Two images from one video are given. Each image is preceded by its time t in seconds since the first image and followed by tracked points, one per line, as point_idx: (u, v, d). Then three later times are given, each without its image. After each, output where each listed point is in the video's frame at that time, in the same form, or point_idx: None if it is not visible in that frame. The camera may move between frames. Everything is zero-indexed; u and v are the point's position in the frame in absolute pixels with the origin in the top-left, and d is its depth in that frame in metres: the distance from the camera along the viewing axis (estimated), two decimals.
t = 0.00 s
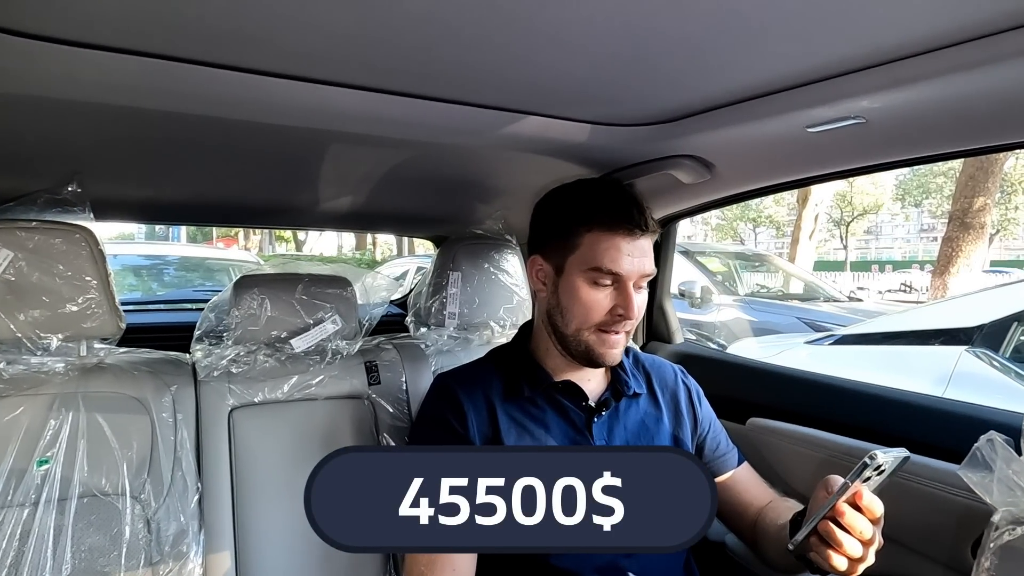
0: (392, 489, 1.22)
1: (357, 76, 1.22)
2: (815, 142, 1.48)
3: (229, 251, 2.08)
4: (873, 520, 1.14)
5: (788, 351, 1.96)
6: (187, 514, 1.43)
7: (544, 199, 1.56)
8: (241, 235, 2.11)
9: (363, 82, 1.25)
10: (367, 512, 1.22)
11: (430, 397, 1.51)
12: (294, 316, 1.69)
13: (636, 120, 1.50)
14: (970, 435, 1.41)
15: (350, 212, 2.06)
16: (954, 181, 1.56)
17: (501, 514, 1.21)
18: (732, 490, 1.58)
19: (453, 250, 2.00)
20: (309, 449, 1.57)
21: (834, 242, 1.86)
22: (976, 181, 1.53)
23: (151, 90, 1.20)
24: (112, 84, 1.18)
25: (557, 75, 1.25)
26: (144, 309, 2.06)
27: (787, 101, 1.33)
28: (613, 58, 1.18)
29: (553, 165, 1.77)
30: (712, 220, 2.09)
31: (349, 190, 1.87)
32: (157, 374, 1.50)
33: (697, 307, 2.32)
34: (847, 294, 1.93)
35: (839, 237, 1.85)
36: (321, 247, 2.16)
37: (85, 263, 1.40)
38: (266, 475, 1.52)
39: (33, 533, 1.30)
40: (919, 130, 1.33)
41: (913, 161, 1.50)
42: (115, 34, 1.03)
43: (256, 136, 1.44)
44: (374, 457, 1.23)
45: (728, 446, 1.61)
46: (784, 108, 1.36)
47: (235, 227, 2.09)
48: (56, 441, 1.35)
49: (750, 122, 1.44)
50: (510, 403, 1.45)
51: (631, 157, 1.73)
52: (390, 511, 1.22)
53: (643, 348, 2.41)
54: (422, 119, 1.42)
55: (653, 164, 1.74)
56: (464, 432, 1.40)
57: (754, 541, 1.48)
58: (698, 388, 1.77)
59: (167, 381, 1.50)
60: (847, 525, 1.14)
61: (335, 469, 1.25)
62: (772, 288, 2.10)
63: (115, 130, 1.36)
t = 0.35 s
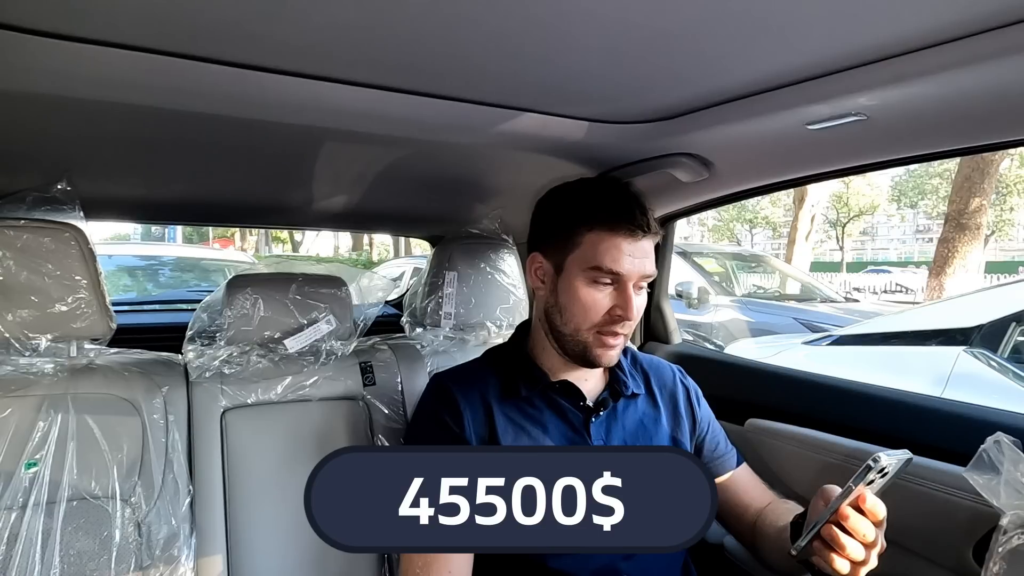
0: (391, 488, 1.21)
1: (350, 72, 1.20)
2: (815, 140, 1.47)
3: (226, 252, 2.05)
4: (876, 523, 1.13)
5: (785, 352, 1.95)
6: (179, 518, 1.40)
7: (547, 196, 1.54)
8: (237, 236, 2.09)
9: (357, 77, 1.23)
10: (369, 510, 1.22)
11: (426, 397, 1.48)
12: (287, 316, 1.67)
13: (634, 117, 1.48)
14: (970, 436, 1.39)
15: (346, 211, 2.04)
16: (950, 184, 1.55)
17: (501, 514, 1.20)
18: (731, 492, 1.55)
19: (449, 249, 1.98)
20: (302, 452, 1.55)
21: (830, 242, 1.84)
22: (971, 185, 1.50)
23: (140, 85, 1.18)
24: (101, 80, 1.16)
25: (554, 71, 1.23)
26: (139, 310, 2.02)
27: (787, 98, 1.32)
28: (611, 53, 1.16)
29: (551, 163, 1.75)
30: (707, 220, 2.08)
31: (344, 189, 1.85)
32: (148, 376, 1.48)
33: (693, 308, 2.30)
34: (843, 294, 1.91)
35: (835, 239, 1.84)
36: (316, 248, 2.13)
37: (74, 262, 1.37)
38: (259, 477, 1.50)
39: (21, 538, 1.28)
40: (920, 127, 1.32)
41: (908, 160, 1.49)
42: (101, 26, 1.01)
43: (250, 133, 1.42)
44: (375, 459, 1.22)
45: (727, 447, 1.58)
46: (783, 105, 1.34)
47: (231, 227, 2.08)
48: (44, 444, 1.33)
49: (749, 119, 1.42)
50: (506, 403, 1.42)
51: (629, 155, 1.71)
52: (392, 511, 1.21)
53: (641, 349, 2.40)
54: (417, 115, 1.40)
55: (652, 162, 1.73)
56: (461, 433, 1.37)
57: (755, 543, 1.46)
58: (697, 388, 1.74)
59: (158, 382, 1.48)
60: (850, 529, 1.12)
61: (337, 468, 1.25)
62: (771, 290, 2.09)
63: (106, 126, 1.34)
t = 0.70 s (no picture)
0: (391, 488, 1.20)
1: (350, 71, 1.19)
2: (818, 141, 1.45)
3: (223, 253, 2.08)
4: (880, 526, 1.11)
5: (785, 352, 1.94)
6: (177, 522, 1.39)
7: (535, 202, 1.54)
8: (233, 236, 2.08)
9: (357, 77, 1.21)
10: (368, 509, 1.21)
11: (427, 400, 1.46)
12: (287, 318, 1.65)
13: (637, 118, 1.47)
14: (974, 439, 1.39)
15: (345, 212, 2.03)
16: (948, 186, 1.57)
17: (501, 515, 1.19)
18: (734, 495, 1.54)
19: (450, 250, 1.97)
20: (302, 455, 1.54)
21: (827, 242, 1.80)
22: (968, 187, 1.54)
23: (138, 86, 1.17)
24: (98, 80, 1.14)
25: (556, 71, 1.21)
26: (136, 311, 2.01)
27: (791, 99, 1.30)
28: (614, 53, 1.15)
29: (552, 164, 1.74)
30: (705, 221, 2.08)
31: (344, 190, 1.84)
32: (147, 378, 1.46)
33: (691, 308, 2.29)
34: (841, 295, 1.90)
35: (831, 238, 1.79)
36: (315, 248, 2.12)
37: (71, 265, 1.36)
38: (257, 481, 1.48)
39: (17, 544, 1.26)
40: (924, 128, 1.30)
41: (908, 163, 1.49)
42: (96, 25, 0.99)
43: (249, 134, 1.41)
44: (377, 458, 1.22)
45: (730, 450, 1.57)
46: (787, 106, 1.33)
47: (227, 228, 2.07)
48: (41, 448, 1.31)
49: (752, 120, 1.41)
50: (508, 406, 1.40)
51: (631, 156, 1.70)
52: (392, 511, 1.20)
53: (642, 350, 2.39)
54: (417, 116, 1.39)
55: (654, 163, 1.72)
56: (461, 436, 1.36)
57: (757, 546, 1.45)
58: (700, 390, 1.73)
59: (156, 385, 1.46)
60: (854, 531, 1.11)
61: (337, 469, 1.24)
62: (769, 291, 2.06)
63: (103, 127, 1.33)
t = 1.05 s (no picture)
0: (391, 488, 1.19)
1: (347, 73, 1.19)
2: (816, 144, 1.45)
3: (217, 253, 2.07)
4: (879, 531, 1.12)
5: (782, 354, 1.94)
6: (174, 525, 1.39)
7: (514, 212, 1.55)
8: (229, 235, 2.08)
9: (354, 79, 1.21)
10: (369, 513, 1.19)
11: (424, 403, 1.45)
12: (285, 320, 1.64)
13: (634, 119, 1.46)
14: (971, 442, 1.39)
15: (343, 213, 2.02)
16: (943, 185, 1.56)
17: (501, 516, 1.18)
18: (732, 496, 1.54)
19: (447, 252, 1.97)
20: (300, 457, 1.53)
21: (822, 244, 1.81)
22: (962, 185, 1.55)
23: (134, 88, 1.17)
24: (94, 82, 1.14)
25: (553, 73, 1.21)
26: (131, 313, 2.00)
27: (788, 102, 1.30)
28: (611, 55, 1.14)
29: (550, 166, 1.74)
30: (702, 222, 2.08)
31: (341, 192, 1.84)
32: (143, 381, 1.45)
33: (688, 309, 2.29)
34: (837, 295, 1.92)
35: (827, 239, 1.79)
36: (312, 250, 2.14)
37: (68, 267, 1.35)
38: (255, 484, 1.48)
39: (13, 548, 1.25)
40: (922, 130, 1.30)
41: (901, 164, 1.49)
42: (90, 27, 0.99)
43: (245, 136, 1.40)
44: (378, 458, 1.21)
45: (727, 451, 1.57)
46: (785, 109, 1.32)
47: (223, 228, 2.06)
48: (37, 451, 1.31)
49: (750, 123, 1.41)
50: (505, 408, 1.40)
51: (628, 158, 1.70)
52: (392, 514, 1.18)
53: (640, 352, 2.39)
54: (415, 118, 1.38)
55: (651, 165, 1.72)
56: (458, 437, 1.35)
57: (755, 548, 1.45)
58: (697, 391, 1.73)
59: (153, 388, 1.45)
60: (852, 536, 1.11)
61: (333, 469, 1.22)
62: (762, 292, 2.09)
63: (99, 129, 1.32)
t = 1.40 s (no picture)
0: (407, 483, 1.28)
1: (345, 80, 1.19)
2: (811, 150, 1.46)
3: (214, 256, 2.05)
4: (873, 534, 1.13)
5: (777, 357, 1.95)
6: (172, 530, 1.39)
7: (527, 209, 1.51)
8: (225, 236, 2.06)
9: (352, 86, 1.21)
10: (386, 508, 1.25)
11: (422, 409, 1.46)
12: (282, 325, 1.65)
13: (631, 126, 1.47)
14: (966, 446, 1.40)
15: (340, 218, 2.03)
16: (937, 186, 1.55)
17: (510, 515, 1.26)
18: (729, 500, 1.55)
19: (445, 255, 1.97)
20: (298, 462, 1.54)
21: (818, 245, 1.80)
22: (959, 187, 1.49)
23: (133, 95, 1.17)
24: (93, 89, 1.14)
25: (551, 81, 1.22)
26: (128, 317, 1.99)
27: (784, 110, 1.31)
28: (608, 63, 1.15)
29: (547, 172, 1.74)
30: (698, 224, 2.09)
31: (339, 196, 1.84)
32: (141, 386, 1.46)
33: (686, 312, 2.31)
34: (832, 298, 1.90)
35: (824, 240, 1.79)
36: (307, 250, 2.17)
37: (66, 272, 1.35)
38: (253, 491, 1.48)
39: (10, 554, 1.25)
40: (917, 138, 1.31)
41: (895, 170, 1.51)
42: (92, 35, 0.99)
43: (243, 142, 1.40)
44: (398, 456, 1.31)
45: (724, 456, 1.57)
46: (781, 116, 1.33)
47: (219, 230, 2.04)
48: (35, 456, 1.31)
49: (746, 130, 1.42)
50: (504, 414, 1.40)
51: (625, 164, 1.71)
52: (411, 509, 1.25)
53: (637, 355, 2.39)
54: (412, 124, 1.39)
55: (647, 170, 1.73)
56: (457, 443, 1.35)
57: (752, 551, 1.46)
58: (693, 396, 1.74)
59: (151, 394, 1.46)
60: (848, 540, 1.12)
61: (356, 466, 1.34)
62: (757, 293, 2.09)
63: (97, 135, 1.33)
